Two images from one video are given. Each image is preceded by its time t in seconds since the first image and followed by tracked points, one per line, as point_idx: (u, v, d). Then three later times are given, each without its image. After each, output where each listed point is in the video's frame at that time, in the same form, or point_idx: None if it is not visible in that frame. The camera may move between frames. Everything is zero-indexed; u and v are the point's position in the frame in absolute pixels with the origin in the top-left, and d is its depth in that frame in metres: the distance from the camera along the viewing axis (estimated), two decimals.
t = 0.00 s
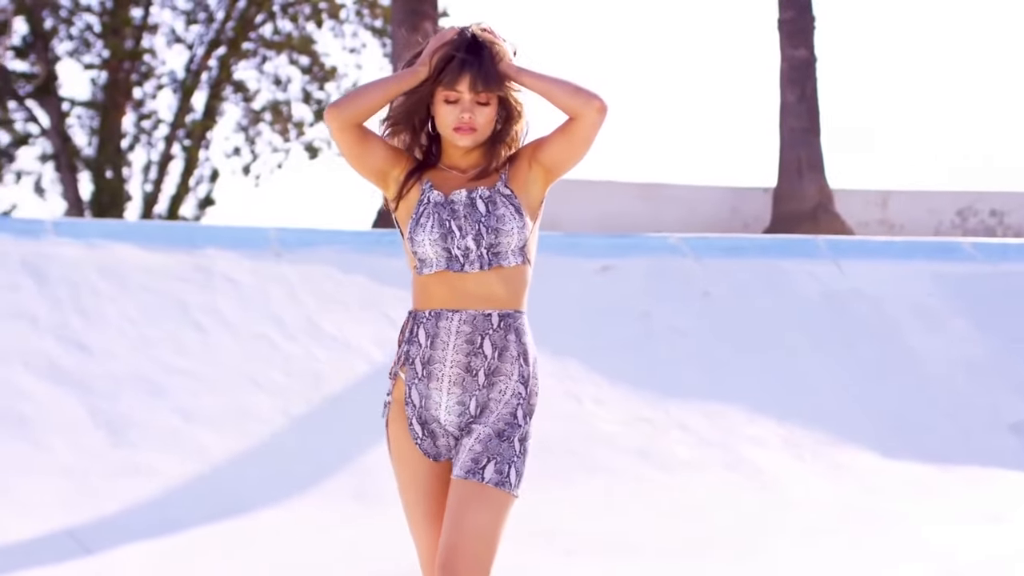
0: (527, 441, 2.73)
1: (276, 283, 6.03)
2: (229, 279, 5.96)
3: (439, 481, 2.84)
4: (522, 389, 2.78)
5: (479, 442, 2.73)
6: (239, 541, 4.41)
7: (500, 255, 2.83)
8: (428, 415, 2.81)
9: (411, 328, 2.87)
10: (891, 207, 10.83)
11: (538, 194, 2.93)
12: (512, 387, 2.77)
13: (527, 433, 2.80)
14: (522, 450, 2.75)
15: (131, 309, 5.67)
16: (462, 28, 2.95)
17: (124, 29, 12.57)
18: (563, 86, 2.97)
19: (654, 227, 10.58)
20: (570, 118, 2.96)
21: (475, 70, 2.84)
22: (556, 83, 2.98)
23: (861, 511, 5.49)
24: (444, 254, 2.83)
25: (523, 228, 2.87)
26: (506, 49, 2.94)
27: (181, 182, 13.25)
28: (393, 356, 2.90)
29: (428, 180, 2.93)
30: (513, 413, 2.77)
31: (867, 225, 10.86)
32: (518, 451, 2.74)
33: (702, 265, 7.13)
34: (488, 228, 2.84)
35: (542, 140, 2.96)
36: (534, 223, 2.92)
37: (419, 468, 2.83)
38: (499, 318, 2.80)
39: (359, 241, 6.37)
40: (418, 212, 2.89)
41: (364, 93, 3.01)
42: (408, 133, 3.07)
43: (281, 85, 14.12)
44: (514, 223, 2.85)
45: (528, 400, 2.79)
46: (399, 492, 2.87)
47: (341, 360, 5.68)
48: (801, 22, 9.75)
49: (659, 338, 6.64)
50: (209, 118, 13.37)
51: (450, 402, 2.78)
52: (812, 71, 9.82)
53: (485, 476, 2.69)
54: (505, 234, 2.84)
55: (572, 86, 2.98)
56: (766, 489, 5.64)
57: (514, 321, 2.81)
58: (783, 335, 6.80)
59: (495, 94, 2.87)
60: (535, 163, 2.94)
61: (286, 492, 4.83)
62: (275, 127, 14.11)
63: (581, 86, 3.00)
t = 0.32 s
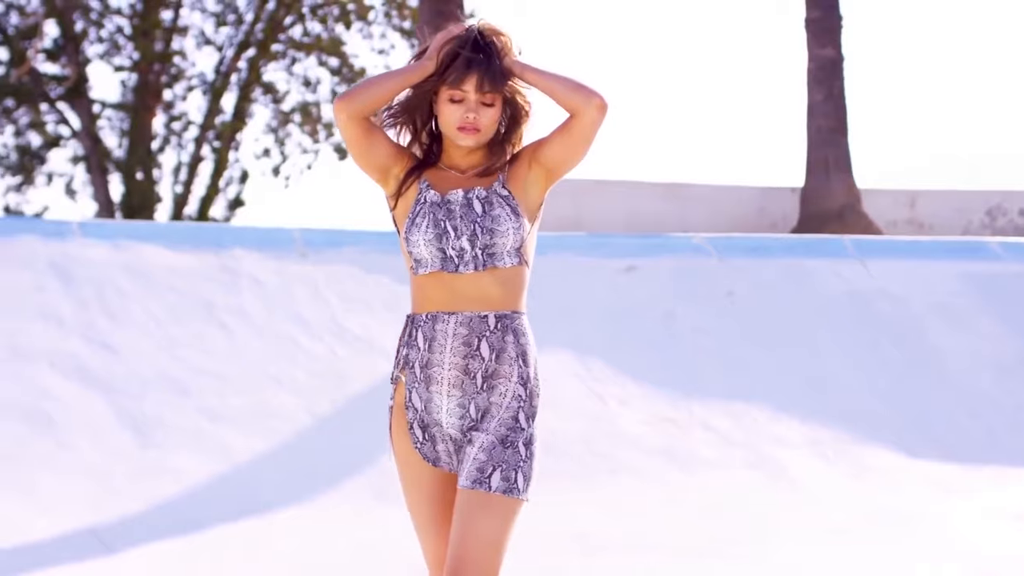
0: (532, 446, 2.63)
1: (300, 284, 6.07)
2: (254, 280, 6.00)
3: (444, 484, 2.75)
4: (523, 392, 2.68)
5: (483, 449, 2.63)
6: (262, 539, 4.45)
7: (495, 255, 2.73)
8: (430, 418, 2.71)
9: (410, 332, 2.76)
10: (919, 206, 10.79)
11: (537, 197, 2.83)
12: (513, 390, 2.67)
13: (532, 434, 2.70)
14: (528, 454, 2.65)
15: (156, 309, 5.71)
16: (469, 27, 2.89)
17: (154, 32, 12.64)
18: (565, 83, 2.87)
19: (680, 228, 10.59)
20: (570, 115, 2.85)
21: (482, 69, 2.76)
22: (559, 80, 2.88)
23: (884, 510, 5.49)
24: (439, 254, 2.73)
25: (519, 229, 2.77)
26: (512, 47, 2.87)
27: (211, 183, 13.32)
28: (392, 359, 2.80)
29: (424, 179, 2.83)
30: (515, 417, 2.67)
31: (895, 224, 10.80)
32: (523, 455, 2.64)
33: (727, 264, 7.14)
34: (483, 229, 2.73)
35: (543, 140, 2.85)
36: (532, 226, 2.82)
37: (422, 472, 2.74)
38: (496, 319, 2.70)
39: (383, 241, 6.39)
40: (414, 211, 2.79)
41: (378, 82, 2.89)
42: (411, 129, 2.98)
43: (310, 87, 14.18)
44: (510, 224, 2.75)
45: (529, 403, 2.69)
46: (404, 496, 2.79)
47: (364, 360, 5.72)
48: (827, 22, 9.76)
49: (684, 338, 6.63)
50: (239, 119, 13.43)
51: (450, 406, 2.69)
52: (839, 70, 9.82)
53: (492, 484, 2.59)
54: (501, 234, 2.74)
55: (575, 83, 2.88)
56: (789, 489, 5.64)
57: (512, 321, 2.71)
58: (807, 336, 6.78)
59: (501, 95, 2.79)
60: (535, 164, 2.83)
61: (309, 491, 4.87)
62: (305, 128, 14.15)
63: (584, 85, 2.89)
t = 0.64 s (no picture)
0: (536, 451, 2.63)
1: (324, 284, 6.09)
2: (279, 281, 6.02)
3: (447, 486, 2.74)
4: (525, 395, 2.66)
5: (486, 454, 2.62)
6: (285, 538, 4.47)
7: (494, 256, 2.71)
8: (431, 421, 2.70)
9: (410, 333, 2.74)
10: (947, 206, 10.75)
11: (538, 200, 2.81)
12: (514, 392, 2.65)
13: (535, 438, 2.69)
14: (531, 458, 2.64)
15: (179, 309, 5.73)
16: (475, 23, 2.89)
17: (182, 33, 12.70)
18: (566, 81, 2.87)
19: (707, 229, 10.59)
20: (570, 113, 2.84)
21: (489, 71, 2.77)
22: (563, 78, 2.87)
23: (908, 511, 5.47)
24: (437, 255, 2.72)
25: (519, 230, 2.75)
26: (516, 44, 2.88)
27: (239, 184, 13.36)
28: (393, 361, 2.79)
29: (424, 179, 2.81)
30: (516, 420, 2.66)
31: (923, 223, 10.73)
32: (527, 461, 2.64)
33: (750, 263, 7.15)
34: (482, 230, 2.72)
35: (544, 141, 2.83)
36: (533, 229, 2.80)
37: (425, 476, 2.74)
38: (496, 320, 2.68)
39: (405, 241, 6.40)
40: (413, 212, 2.78)
41: (385, 76, 2.88)
42: (414, 126, 2.98)
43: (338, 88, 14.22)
44: (509, 224, 2.73)
45: (531, 405, 2.67)
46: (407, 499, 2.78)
47: (387, 360, 5.75)
48: (853, 21, 9.74)
49: (708, 338, 6.61)
50: (266, 121, 13.48)
51: (451, 408, 2.67)
52: (866, 69, 9.79)
53: (497, 492, 2.59)
54: (499, 235, 2.72)
55: (577, 81, 2.88)
56: (813, 489, 5.64)
57: (512, 322, 2.69)
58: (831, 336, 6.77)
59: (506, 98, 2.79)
60: (536, 165, 2.81)
61: (333, 490, 4.89)
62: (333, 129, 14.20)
63: (586, 83, 2.88)
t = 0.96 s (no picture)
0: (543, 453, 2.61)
1: (350, 284, 6.13)
2: (305, 281, 6.06)
3: (453, 491, 2.72)
4: (530, 398, 2.65)
5: (492, 457, 2.60)
6: (309, 537, 4.50)
7: (495, 258, 2.71)
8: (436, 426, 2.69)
9: (413, 339, 2.74)
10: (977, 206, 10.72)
11: (541, 203, 2.82)
12: (519, 395, 2.65)
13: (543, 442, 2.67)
14: (538, 461, 2.62)
15: (207, 309, 5.76)
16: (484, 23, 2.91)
17: (212, 35, 12.76)
18: (568, 79, 2.86)
19: (736, 229, 10.58)
20: (572, 112, 2.84)
21: (498, 74, 2.77)
22: (564, 76, 2.87)
23: (934, 511, 5.46)
24: (438, 256, 2.72)
25: (521, 233, 2.75)
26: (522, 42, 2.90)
27: (270, 186, 13.41)
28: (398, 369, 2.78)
29: (427, 180, 2.81)
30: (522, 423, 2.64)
31: (953, 224, 10.74)
32: (535, 463, 2.61)
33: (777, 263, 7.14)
34: (484, 231, 2.72)
35: (547, 142, 2.83)
36: (536, 232, 2.81)
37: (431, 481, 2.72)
38: (498, 323, 2.68)
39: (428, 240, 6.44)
40: (415, 213, 2.78)
41: (395, 72, 2.90)
42: (421, 127, 2.98)
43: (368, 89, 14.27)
44: (511, 226, 2.74)
45: (536, 408, 2.66)
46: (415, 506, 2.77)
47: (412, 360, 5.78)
48: (881, 21, 9.72)
49: (734, 338, 6.60)
50: (297, 122, 13.53)
51: (454, 412, 2.66)
52: (894, 69, 9.78)
53: (502, 494, 2.57)
54: (501, 237, 2.72)
55: (579, 79, 2.88)
56: (839, 489, 5.63)
57: (515, 325, 2.68)
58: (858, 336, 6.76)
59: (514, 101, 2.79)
60: (539, 167, 2.82)
61: (358, 490, 4.93)
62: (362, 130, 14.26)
63: (586, 82, 2.89)
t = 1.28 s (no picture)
0: (550, 454, 2.65)
1: (378, 285, 6.16)
2: (333, 282, 6.09)
3: (461, 493, 2.76)
4: (534, 399, 2.68)
5: (499, 460, 2.64)
6: (334, 536, 4.53)
7: (496, 261, 2.74)
8: (440, 430, 2.71)
9: (413, 344, 2.77)
10: (1009, 206, 10.62)
11: (543, 208, 2.85)
12: (524, 395, 2.67)
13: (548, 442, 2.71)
14: (545, 461, 2.67)
15: (237, 310, 5.80)
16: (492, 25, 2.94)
17: (243, 38, 12.82)
18: (569, 79, 2.89)
19: (767, 229, 10.56)
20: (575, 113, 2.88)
21: (508, 76, 2.81)
22: (567, 76, 2.90)
23: (960, 511, 5.45)
24: (439, 258, 2.74)
25: (523, 236, 2.79)
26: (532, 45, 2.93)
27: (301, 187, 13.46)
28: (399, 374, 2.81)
29: (431, 182, 2.83)
30: (527, 423, 2.68)
31: (985, 224, 10.69)
32: (542, 464, 2.66)
33: (807, 264, 7.10)
34: (486, 234, 2.75)
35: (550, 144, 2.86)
36: (538, 238, 2.86)
37: (439, 487, 2.76)
38: (500, 324, 2.71)
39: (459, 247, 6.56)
40: (418, 213, 2.80)
41: (403, 67, 2.92)
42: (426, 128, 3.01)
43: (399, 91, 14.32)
44: (513, 230, 2.77)
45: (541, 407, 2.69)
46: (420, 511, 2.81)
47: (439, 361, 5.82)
48: (912, 20, 9.69)
49: (762, 338, 6.59)
50: (328, 124, 13.58)
51: (459, 416, 2.69)
52: (925, 69, 9.74)
53: (513, 497, 2.62)
54: (503, 240, 2.76)
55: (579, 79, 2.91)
56: (865, 490, 5.63)
57: (516, 326, 2.72)
58: (887, 337, 6.74)
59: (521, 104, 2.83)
60: (542, 171, 2.85)
61: (383, 491, 4.95)
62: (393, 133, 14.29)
63: (588, 82, 2.91)
